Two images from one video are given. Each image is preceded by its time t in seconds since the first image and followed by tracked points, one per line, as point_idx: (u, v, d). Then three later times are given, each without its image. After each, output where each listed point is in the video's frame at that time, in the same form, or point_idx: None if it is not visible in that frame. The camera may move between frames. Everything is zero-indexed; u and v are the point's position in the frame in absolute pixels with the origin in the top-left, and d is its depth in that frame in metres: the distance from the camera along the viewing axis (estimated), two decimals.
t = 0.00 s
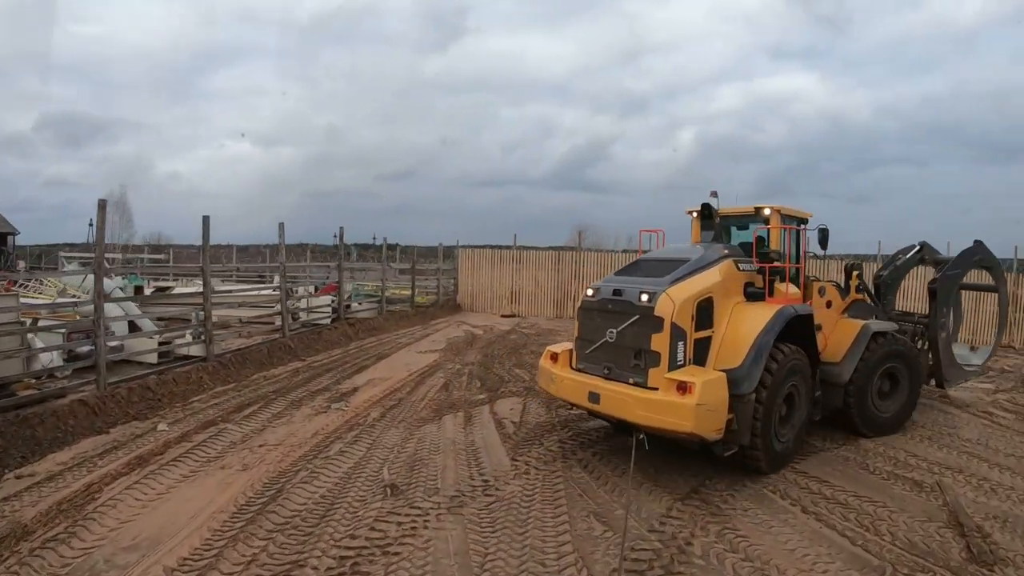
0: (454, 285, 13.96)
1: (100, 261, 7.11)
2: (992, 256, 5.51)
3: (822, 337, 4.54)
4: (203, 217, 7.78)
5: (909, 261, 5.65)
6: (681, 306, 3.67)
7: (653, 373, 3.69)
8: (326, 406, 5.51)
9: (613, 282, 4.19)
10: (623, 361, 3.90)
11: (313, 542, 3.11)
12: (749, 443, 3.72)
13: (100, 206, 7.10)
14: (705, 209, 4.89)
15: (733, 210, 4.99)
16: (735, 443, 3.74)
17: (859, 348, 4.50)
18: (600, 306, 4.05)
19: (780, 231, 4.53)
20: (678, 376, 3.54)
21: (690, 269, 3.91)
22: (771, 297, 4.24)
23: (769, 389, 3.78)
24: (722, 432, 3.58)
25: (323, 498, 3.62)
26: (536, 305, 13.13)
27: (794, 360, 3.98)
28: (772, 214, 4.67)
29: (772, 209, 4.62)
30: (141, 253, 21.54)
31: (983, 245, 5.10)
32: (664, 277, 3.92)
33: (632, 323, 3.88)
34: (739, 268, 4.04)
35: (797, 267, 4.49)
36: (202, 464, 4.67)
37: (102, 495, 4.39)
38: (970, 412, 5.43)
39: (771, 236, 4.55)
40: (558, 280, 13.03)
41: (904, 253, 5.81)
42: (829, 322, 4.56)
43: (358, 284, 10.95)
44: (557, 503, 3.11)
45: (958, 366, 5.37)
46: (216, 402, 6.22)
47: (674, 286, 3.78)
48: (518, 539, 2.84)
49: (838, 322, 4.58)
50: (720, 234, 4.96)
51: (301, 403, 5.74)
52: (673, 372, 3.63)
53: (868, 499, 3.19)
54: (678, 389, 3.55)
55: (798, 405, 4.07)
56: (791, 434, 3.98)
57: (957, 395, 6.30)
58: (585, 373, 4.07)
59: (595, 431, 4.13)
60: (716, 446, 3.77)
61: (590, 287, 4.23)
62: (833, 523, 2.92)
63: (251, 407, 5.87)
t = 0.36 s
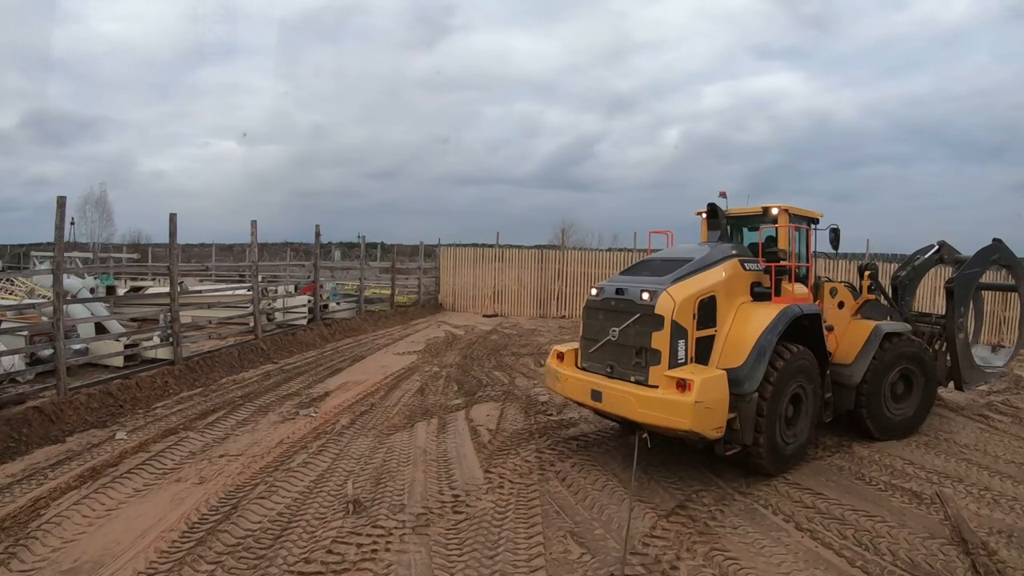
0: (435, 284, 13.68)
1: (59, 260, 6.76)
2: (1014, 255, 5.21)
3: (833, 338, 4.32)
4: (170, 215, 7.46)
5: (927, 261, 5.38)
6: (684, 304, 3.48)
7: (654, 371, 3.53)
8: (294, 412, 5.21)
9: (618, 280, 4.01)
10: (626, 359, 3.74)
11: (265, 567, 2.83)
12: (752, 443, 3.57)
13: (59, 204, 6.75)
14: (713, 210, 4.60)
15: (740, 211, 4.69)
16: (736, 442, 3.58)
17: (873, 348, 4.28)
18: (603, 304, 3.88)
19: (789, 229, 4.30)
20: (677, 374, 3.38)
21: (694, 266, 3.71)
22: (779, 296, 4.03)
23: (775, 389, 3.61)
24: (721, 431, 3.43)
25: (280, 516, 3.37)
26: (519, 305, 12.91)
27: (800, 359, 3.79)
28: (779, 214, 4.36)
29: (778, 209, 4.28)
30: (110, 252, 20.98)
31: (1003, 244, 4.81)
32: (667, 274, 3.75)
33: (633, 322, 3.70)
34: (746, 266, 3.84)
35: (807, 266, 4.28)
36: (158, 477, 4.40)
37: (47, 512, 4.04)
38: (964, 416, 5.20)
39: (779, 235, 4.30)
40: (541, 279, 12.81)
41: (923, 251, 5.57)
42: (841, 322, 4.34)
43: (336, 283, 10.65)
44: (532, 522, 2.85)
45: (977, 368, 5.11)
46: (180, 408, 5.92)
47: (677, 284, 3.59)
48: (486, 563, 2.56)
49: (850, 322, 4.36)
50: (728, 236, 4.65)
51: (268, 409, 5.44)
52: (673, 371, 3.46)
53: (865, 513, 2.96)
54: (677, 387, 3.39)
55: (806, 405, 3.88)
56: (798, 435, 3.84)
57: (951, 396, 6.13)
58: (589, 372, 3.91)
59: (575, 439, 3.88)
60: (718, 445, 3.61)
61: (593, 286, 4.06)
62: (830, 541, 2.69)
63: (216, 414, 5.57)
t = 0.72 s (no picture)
0: (416, 284, 13.39)
1: (16, 260, 6.41)
2: None
3: (845, 337, 4.14)
4: (134, 213, 7.13)
5: (945, 262, 5.12)
6: (687, 299, 3.34)
7: (656, 365, 3.38)
8: (259, 420, 4.92)
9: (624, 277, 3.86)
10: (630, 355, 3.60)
11: None
12: (756, 441, 3.41)
13: (14, 202, 6.40)
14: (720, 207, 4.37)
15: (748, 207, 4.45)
16: (740, 440, 3.42)
17: (886, 347, 4.11)
18: (608, 299, 3.75)
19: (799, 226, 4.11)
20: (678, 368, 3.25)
21: (699, 262, 3.57)
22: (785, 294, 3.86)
23: (781, 387, 3.43)
24: (724, 426, 3.29)
25: (230, 537, 3.09)
26: (502, 305, 12.66)
27: (808, 356, 3.60)
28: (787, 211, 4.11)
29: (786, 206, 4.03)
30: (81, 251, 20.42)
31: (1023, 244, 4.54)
32: (670, 269, 3.62)
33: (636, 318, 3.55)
34: (752, 264, 3.70)
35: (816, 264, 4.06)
36: (108, 491, 4.10)
37: None
38: (960, 419, 4.99)
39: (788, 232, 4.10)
40: (524, 280, 12.56)
41: (938, 253, 5.37)
42: (852, 322, 4.16)
43: (313, 284, 10.33)
44: (501, 542, 2.61)
45: (994, 371, 4.91)
46: (139, 417, 5.60)
47: (680, 278, 3.46)
48: None
49: (863, 322, 4.18)
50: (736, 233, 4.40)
51: (231, 417, 5.14)
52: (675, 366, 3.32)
53: (863, 529, 2.73)
54: (679, 381, 3.25)
55: (814, 405, 3.70)
56: (807, 436, 3.65)
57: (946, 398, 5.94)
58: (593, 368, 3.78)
59: (553, 448, 3.62)
60: (720, 441, 3.43)
61: (599, 282, 3.92)
62: (826, 563, 2.45)
63: (177, 422, 5.26)
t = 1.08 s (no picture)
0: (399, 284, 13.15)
1: None
2: None
3: (862, 338, 4.01)
4: (102, 211, 6.85)
5: (968, 261, 4.93)
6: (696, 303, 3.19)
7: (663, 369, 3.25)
8: (227, 427, 4.67)
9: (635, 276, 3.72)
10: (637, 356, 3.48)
11: None
12: (763, 447, 3.27)
13: None
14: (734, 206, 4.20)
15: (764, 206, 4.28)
16: (747, 445, 3.29)
17: (903, 350, 3.95)
18: (617, 299, 3.61)
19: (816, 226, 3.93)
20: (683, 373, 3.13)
21: (710, 263, 3.40)
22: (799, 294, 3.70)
23: (791, 391, 3.28)
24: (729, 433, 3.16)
25: (184, 556, 2.83)
26: (486, 305, 12.45)
27: (820, 359, 3.43)
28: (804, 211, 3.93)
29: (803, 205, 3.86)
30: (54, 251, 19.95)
31: None
32: (681, 269, 3.47)
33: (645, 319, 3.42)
34: (766, 264, 3.52)
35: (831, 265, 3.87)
36: (61, 505, 3.81)
37: None
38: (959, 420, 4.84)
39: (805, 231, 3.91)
40: (509, 279, 12.34)
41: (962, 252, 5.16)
42: (869, 323, 4.02)
43: (292, 283, 10.07)
44: (472, 564, 2.38)
45: (1015, 375, 4.75)
46: (101, 423, 5.32)
47: (689, 281, 3.30)
48: None
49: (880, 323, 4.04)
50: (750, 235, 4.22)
51: (198, 424, 4.89)
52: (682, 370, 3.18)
53: (864, 545, 2.54)
54: (685, 387, 3.13)
55: (827, 410, 3.55)
56: (818, 441, 3.50)
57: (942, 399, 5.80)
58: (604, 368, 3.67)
59: (534, 456, 3.41)
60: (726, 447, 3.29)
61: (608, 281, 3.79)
62: None
63: (141, 429, 5.00)
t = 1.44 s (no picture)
0: (384, 284, 12.95)
1: None
2: None
3: (873, 341, 3.90)
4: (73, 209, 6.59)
5: (987, 262, 4.78)
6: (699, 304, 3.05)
7: (665, 371, 3.13)
8: (194, 433, 4.46)
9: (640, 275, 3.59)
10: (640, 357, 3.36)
11: None
12: (767, 450, 3.15)
13: None
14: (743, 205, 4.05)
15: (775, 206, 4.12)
16: (750, 447, 3.17)
17: (917, 353, 3.84)
18: (622, 299, 3.48)
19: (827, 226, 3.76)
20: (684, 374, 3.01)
21: (715, 263, 3.25)
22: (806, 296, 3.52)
23: (796, 393, 3.15)
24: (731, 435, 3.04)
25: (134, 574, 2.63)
26: (470, 305, 12.29)
27: (827, 360, 3.28)
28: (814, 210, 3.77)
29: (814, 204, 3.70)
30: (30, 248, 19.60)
31: None
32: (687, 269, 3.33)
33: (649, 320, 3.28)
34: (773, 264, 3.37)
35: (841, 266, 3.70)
36: (14, 517, 3.54)
37: None
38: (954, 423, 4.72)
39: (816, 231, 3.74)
40: (495, 279, 12.16)
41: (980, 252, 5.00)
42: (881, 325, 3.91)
43: (273, 282, 9.84)
44: None
45: None
46: (65, 429, 5.09)
47: (693, 281, 3.16)
48: None
49: (893, 325, 3.93)
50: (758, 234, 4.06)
51: (165, 429, 4.68)
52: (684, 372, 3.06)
53: (860, 561, 2.40)
54: (686, 389, 3.01)
55: (834, 413, 3.41)
56: (824, 445, 3.37)
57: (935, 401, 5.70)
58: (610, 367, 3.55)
59: (512, 465, 3.24)
60: (726, 449, 3.18)
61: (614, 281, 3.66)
62: None
63: (107, 435, 4.78)
